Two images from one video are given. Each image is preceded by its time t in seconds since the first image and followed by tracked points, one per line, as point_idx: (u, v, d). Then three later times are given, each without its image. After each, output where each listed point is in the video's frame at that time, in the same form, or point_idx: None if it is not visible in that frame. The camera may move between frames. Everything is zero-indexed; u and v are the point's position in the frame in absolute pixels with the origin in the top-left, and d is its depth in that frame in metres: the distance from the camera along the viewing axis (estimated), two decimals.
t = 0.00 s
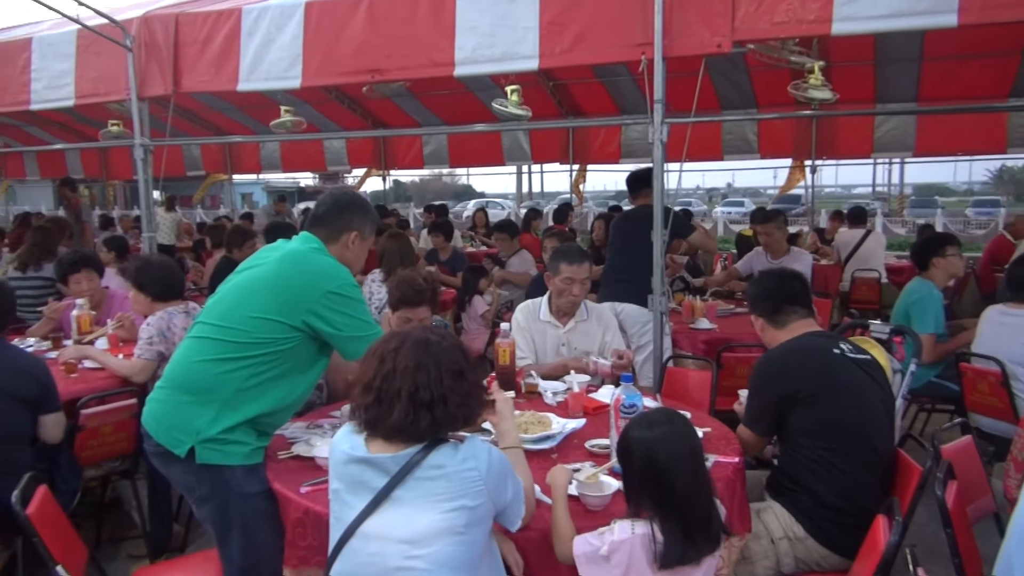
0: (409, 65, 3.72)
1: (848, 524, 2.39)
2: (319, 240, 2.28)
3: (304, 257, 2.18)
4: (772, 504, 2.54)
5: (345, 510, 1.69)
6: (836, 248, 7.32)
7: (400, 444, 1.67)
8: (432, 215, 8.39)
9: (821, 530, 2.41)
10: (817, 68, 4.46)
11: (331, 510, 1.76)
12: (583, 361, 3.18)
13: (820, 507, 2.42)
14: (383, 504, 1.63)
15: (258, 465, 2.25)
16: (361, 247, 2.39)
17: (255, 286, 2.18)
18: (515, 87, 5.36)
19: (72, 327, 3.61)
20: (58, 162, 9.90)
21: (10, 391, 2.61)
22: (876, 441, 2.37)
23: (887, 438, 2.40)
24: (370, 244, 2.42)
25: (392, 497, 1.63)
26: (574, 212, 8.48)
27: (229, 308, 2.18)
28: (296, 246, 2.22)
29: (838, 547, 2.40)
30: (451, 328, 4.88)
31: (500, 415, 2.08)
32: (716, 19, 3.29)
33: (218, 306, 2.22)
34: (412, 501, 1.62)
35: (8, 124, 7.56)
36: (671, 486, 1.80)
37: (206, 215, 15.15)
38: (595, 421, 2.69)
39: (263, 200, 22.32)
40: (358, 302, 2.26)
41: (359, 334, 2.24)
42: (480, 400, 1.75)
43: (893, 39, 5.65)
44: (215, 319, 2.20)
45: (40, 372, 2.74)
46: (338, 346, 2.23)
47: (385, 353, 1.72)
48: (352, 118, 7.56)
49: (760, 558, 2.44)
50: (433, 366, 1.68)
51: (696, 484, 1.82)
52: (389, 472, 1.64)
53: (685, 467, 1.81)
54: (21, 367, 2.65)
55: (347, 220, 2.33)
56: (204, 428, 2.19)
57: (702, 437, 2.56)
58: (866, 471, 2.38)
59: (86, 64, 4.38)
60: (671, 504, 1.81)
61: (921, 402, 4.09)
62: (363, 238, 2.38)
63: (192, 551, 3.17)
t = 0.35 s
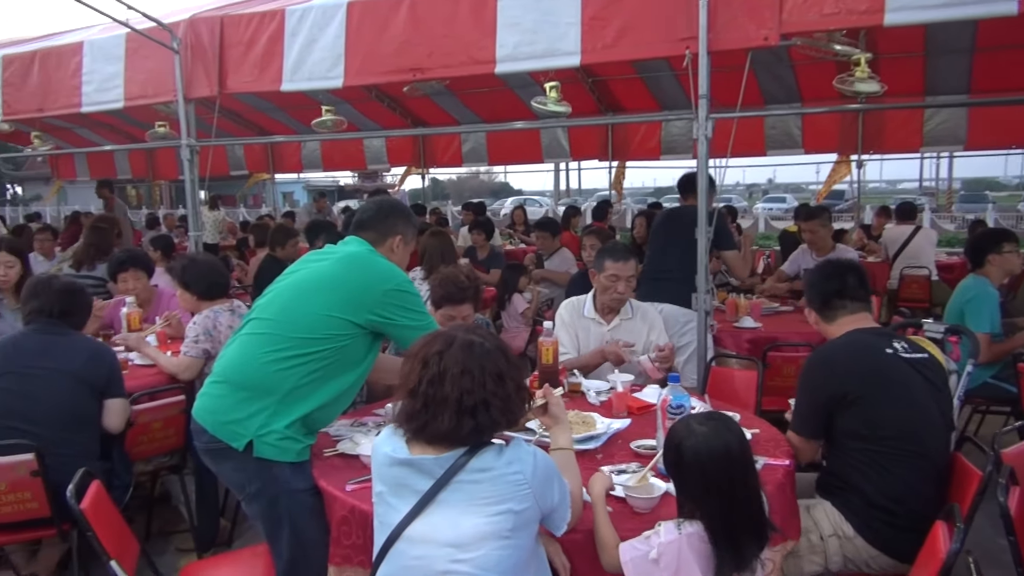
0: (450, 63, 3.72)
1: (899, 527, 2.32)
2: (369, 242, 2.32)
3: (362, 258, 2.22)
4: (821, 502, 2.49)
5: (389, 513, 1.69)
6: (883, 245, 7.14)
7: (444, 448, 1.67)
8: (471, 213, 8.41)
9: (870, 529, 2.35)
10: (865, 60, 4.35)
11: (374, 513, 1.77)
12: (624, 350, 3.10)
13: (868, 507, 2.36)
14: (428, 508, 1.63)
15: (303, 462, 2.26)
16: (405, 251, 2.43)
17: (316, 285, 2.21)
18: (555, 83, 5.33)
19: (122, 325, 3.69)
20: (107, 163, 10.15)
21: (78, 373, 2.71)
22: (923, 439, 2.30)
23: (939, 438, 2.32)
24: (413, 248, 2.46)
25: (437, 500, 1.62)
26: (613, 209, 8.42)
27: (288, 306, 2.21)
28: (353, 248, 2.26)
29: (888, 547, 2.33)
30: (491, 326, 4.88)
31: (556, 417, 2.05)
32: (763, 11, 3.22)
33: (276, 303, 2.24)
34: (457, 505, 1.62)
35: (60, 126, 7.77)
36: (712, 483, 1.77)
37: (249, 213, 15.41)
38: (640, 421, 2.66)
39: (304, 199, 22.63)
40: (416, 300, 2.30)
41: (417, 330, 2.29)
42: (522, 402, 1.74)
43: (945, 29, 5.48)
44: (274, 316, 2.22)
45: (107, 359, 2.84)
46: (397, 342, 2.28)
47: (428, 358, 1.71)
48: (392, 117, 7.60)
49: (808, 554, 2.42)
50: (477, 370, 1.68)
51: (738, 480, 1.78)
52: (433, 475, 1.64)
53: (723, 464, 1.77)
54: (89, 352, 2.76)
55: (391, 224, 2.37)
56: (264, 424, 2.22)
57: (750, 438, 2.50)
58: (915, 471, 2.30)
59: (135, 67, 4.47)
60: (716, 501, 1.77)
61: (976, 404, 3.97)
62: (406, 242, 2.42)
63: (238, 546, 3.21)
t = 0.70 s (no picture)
0: (493, 59, 3.71)
1: (938, 524, 2.21)
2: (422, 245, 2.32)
3: (418, 259, 2.23)
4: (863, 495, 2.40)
5: (430, 510, 1.69)
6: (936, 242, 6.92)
7: (482, 445, 1.66)
8: (512, 211, 8.41)
9: (908, 524, 2.25)
10: (918, 52, 4.21)
11: (416, 510, 1.77)
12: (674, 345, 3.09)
13: (907, 503, 2.26)
14: (467, 506, 1.62)
15: (349, 458, 2.26)
16: (455, 255, 2.42)
17: (371, 284, 2.22)
18: (597, 79, 5.28)
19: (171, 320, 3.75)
20: (158, 162, 10.41)
21: (124, 359, 2.77)
22: (964, 437, 2.16)
23: (988, 440, 2.16)
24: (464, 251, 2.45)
25: (476, 497, 1.62)
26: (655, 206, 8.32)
27: (342, 303, 2.22)
28: (409, 249, 2.27)
29: (929, 547, 2.22)
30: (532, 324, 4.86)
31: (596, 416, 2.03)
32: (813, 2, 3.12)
33: (330, 299, 2.26)
34: (497, 502, 1.61)
35: (112, 127, 7.99)
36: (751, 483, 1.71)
37: (294, 211, 15.67)
38: (686, 421, 2.61)
39: (347, 196, 22.91)
40: (470, 302, 2.30)
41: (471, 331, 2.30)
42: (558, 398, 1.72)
43: (1005, 18, 5.28)
44: (328, 312, 2.23)
45: (153, 346, 2.89)
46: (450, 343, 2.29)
47: (463, 355, 1.69)
48: (434, 115, 7.63)
49: (840, 543, 2.35)
50: (512, 367, 1.66)
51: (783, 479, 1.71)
52: (472, 473, 1.64)
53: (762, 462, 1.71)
54: (134, 338, 2.81)
55: (443, 228, 2.36)
56: (314, 417, 2.24)
57: (801, 440, 2.43)
58: (958, 471, 2.17)
59: (184, 68, 4.55)
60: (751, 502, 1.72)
61: None
62: (457, 245, 2.41)
63: (283, 539, 3.25)
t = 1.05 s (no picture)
0: (536, 55, 3.69)
1: (997, 532, 2.11)
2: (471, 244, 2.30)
3: (463, 258, 2.22)
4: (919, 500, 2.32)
5: (471, 509, 1.70)
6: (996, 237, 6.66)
7: (520, 446, 1.66)
8: (554, 208, 8.37)
9: (964, 531, 2.18)
10: (977, 40, 4.05)
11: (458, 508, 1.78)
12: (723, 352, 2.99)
13: (964, 509, 2.18)
14: (507, 505, 1.62)
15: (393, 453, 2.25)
16: (503, 254, 2.39)
17: (416, 282, 2.23)
18: (640, 73, 5.22)
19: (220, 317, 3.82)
20: (208, 161, 10.66)
21: (157, 360, 2.76)
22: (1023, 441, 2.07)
23: None
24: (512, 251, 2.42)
25: (515, 498, 1.61)
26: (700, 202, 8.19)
27: (387, 301, 2.23)
28: (456, 247, 2.27)
29: (984, 552, 2.14)
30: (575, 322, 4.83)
31: (653, 409, 1.92)
32: None
33: (377, 296, 2.27)
34: (537, 503, 1.59)
35: (164, 127, 8.20)
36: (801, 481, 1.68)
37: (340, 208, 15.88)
38: (733, 421, 2.55)
39: (391, 194, 23.14)
40: (515, 300, 2.29)
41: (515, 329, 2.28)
42: (573, 397, 1.63)
43: None
44: (375, 308, 2.25)
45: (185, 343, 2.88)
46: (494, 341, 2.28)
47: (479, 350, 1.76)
48: (476, 112, 7.64)
49: (891, 548, 2.29)
50: (508, 361, 1.65)
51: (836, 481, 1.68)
52: (512, 473, 1.64)
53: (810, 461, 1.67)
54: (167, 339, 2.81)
55: (490, 226, 2.34)
56: (359, 413, 2.25)
57: (853, 441, 2.33)
58: (1016, 476, 2.08)
59: (232, 68, 4.63)
60: (801, 505, 1.67)
61: None
62: (505, 245, 2.38)
63: (329, 533, 3.29)
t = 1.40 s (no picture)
0: (584, 51, 3.65)
1: None
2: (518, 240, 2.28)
3: (507, 253, 2.21)
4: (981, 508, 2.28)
5: (519, 509, 1.68)
6: None
7: (570, 449, 1.63)
8: (599, 205, 8.31)
9: None
10: None
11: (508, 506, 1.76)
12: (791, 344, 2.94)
13: None
14: (555, 509, 1.60)
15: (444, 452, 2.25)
16: (552, 249, 2.33)
17: (460, 278, 2.23)
18: (688, 67, 5.14)
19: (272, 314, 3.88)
20: (258, 160, 10.86)
21: (194, 366, 2.70)
22: None
23: None
24: (563, 248, 2.35)
25: (564, 501, 1.60)
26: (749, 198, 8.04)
27: (429, 299, 2.25)
28: (497, 243, 2.26)
29: None
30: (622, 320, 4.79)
31: (718, 412, 1.84)
32: None
33: (423, 294, 2.28)
34: (586, 507, 1.57)
35: (216, 128, 8.38)
36: (838, 490, 1.65)
37: (385, 205, 16.05)
38: (788, 422, 2.49)
39: (435, 192, 23.30)
40: (557, 295, 2.26)
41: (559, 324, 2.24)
42: (614, 407, 1.58)
43: None
44: (421, 306, 2.26)
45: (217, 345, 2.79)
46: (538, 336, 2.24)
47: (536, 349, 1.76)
48: (521, 109, 7.63)
49: (955, 559, 2.26)
50: (555, 363, 1.64)
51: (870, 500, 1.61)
52: (561, 476, 1.62)
53: (852, 472, 1.63)
54: (203, 342, 2.74)
55: (536, 221, 2.31)
56: (407, 411, 2.26)
57: (916, 445, 2.25)
58: None
59: (283, 68, 4.69)
60: (863, 509, 1.62)
61: None
62: (553, 241, 2.32)
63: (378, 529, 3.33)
